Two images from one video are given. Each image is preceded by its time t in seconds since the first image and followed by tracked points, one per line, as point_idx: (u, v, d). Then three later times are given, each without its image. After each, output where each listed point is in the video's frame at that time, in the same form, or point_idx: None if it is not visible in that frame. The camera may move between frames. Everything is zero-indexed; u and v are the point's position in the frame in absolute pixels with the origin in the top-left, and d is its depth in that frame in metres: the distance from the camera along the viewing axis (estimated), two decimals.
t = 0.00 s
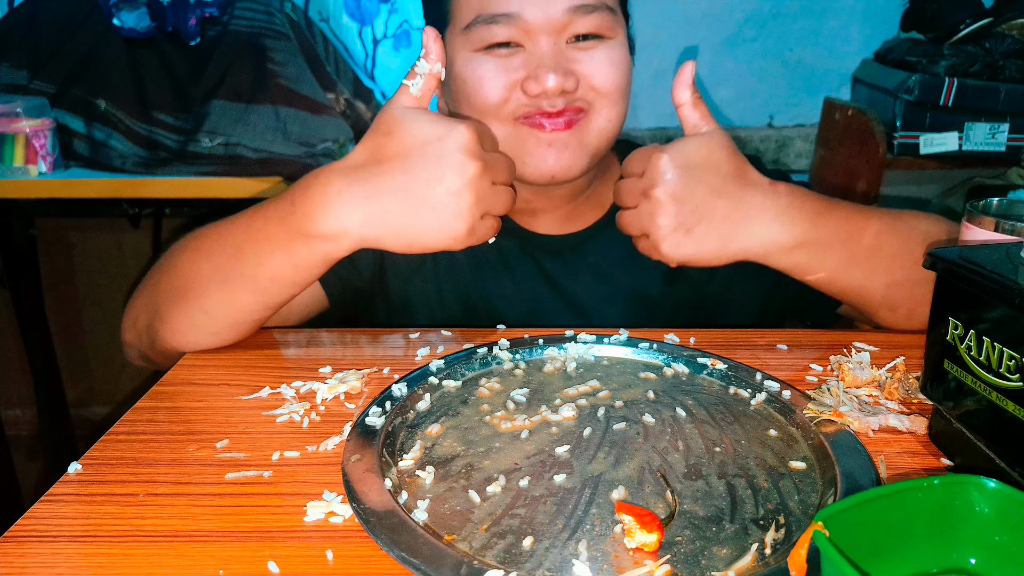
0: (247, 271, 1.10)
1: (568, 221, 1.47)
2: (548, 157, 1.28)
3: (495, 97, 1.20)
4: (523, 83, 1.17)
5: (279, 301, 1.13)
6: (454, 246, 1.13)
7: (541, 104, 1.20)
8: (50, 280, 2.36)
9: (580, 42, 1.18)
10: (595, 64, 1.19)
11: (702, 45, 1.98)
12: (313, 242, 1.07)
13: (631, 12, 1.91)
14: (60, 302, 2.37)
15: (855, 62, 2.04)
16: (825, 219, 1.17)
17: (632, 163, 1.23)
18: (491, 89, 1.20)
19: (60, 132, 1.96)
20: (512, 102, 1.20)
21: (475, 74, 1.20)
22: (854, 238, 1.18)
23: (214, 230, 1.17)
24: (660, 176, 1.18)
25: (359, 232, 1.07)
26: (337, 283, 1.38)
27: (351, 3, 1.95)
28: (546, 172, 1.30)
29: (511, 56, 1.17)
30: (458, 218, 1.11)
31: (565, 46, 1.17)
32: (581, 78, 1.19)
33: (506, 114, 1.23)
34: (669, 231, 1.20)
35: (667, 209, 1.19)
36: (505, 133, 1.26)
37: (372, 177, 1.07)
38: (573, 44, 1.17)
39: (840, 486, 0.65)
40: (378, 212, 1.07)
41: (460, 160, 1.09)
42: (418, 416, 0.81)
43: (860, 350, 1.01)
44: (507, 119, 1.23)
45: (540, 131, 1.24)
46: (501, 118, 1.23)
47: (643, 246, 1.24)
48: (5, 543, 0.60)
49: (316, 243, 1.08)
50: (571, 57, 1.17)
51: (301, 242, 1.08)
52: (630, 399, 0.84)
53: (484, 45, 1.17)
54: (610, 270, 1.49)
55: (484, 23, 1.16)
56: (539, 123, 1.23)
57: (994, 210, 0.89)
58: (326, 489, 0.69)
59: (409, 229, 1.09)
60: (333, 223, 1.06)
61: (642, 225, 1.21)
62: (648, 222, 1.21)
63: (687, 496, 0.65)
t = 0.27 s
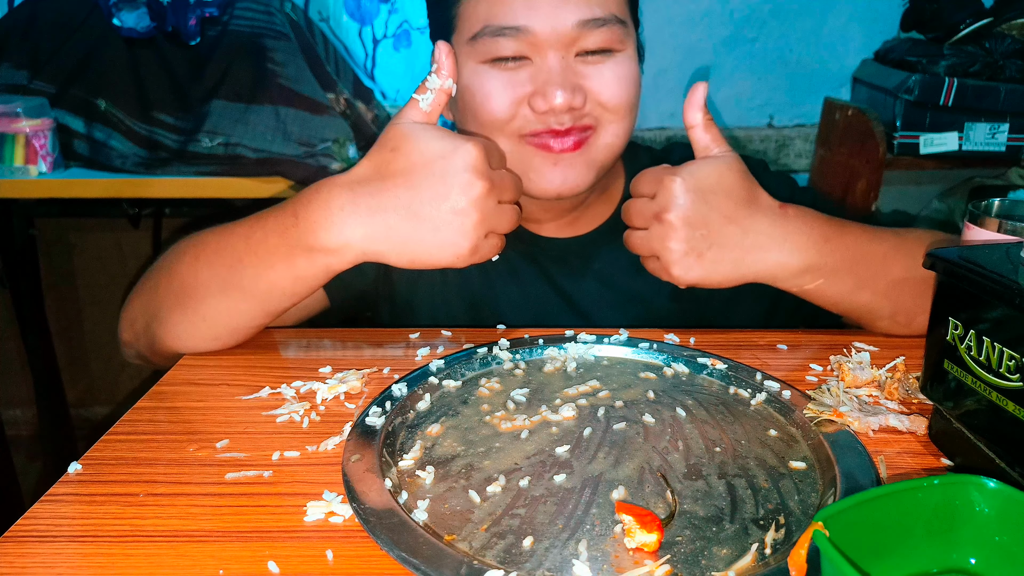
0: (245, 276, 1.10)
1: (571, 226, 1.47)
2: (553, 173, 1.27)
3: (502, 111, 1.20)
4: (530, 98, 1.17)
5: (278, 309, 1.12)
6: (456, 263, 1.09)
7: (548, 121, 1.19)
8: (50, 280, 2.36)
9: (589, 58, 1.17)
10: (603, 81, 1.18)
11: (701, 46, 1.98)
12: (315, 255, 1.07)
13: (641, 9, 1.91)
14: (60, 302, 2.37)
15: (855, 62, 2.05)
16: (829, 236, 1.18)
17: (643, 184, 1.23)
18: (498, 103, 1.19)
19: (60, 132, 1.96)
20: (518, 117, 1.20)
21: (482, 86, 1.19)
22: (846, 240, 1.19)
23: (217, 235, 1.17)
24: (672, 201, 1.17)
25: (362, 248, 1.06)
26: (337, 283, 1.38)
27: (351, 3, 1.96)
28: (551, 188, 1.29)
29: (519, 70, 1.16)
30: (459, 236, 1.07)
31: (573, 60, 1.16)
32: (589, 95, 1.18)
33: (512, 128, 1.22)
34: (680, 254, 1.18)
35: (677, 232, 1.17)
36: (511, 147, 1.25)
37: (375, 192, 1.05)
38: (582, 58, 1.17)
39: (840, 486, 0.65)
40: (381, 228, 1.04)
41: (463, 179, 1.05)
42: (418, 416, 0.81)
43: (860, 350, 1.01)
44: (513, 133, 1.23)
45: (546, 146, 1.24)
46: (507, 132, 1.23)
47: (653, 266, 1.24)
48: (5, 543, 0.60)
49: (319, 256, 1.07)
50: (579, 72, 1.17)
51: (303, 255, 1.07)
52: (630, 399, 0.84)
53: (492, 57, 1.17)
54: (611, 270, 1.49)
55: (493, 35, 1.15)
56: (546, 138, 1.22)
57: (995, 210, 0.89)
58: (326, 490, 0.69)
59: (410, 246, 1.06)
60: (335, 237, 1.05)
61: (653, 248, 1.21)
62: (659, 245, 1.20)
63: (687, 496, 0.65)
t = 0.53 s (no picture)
0: (244, 278, 1.10)
1: (575, 227, 1.46)
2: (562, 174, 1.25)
3: (507, 108, 1.19)
4: (537, 96, 1.16)
5: (278, 310, 1.12)
6: (455, 265, 1.09)
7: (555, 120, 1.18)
8: (50, 280, 2.36)
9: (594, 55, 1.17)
10: (609, 78, 1.18)
11: (702, 45, 1.99)
12: (314, 256, 1.07)
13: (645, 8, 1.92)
14: (60, 302, 2.37)
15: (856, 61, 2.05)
16: (830, 237, 1.19)
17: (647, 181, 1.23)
18: (504, 100, 1.19)
19: (60, 132, 1.97)
20: (524, 115, 1.19)
21: (487, 84, 1.19)
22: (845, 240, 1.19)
23: (217, 237, 1.17)
24: (675, 198, 1.16)
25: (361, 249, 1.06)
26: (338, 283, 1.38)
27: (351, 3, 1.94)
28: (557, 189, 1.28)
29: (525, 66, 1.16)
30: (459, 238, 1.07)
31: (579, 54, 1.16)
32: (595, 92, 1.18)
33: (518, 128, 1.21)
34: (681, 252, 1.17)
35: (679, 231, 1.17)
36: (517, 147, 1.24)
37: (375, 193, 1.05)
38: (587, 52, 1.16)
39: (840, 486, 0.65)
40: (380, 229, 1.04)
41: (462, 181, 1.05)
42: (418, 416, 0.81)
43: (860, 350, 1.01)
44: (519, 133, 1.22)
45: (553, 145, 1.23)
46: (514, 132, 1.22)
47: (655, 264, 1.23)
48: (5, 543, 0.60)
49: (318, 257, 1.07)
50: (585, 69, 1.16)
51: (302, 257, 1.07)
52: (630, 399, 0.84)
53: (497, 54, 1.17)
54: (611, 270, 1.49)
55: (498, 30, 1.15)
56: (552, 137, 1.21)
57: (995, 211, 0.89)
58: (326, 490, 0.69)
59: (409, 247, 1.06)
60: (334, 239, 1.05)
61: (654, 246, 1.20)
62: (661, 243, 1.19)
63: (687, 496, 0.65)
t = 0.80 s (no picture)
0: (244, 278, 1.09)
1: (576, 226, 1.47)
2: (562, 177, 1.25)
3: (510, 109, 1.19)
4: (538, 98, 1.16)
5: (278, 311, 1.12)
6: (454, 268, 1.09)
7: (557, 123, 1.18)
8: (51, 280, 2.36)
9: (597, 59, 1.16)
10: (611, 81, 1.18)
11: (702, 45, 1.99)
12: (314, 258, 1.07)
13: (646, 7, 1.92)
14: (60, 302, 2.37)
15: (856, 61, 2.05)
16: (830, 236, 1.19)
17: (650, 175, 1.21)
18: (506, 102, 1.19)
19: (60, 132, 1.96)
20: (527, 118, 1.19)
21: (489, 86, 1.19)
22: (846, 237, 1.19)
23: (217, 236, 1.16)
24: (679, 192, 1.15)
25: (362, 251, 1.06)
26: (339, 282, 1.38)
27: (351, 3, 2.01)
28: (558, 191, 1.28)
29: (527, 70, 1.16)
30: (459, 242, 1.06)
31: (582, 59, 1.15)
32: (596, 95, 1.17)
33: (521, 130, 1.21)
34: (685, 246, 1.16)
35: (683, 224, 1.15)
36: (519, 150, 1.24)
37: (375, 196, 1.04)
38: (590, 58, 1.16)
39: (840, 486, 0.65)
40: (380, 232, 1.04)
41: (463, 185, 1.04)
42: (418, 416, 0.81)
43: (860, 350, 1.01)
44: (521, 136, 1.21)
45: (554, 149, 1.22)
46: (516, 134, 1.21)
47: (658, 259, 1.22)
48: (5, 543, 0.60)
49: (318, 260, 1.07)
50: (587, 72, 1.16)
51: (303, 258, 1.07)
52: (630, 399, 0.84)
53: (499, 57, 1.17)
54: (611, 270, 1.49)
55: (501, 34, 1.15)
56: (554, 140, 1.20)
57: (995, 210, 0.89)
58: (326, 490, 0.69)
59: (411, 250, 1.06)
60: (334, 242, 1.05)
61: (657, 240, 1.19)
62: (665, 237, 1.18)
63: (687, 496, 0.65)
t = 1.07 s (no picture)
0: (244, 278, 1.09)
1: (580, 228, 1.46)
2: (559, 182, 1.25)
3: (507, 114, 1.19)
4: (535, 104, 1.16)
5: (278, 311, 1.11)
6: (453, 269, 1.10)
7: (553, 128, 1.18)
8: (51, 280, 2.36)
9: (594, 63, 1.16)
10: (608, 86, 1.18)
11: (702, 46, 1.99)
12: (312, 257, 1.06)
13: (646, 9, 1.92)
14: (60, 302, 2.37)
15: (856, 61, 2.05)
16: (830, 236, 1.18)
17: (654, 170, 1.20)
18: (503, 107, 1.19)
19: (60, 132, 1.96)
20: (524, 123, 1.19)
21: (487, 89, 1.19)
22: (846, 237, 1.19)
23: (216, 238, 1.16)
24: (683, 187, 1.15)
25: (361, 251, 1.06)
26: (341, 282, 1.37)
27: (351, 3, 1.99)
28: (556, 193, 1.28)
29: (525, 74, 1.16)
30: (458, 243, 1.07)
31: (580, 64, 1.15)
32: (593, 101, 1.17)
33: (518, 135, 1.21)
34: (688, 242, 1.16)
35: (687, 220, 1.15)
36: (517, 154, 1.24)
37: (374, 197, 1.04)
38: (588, 63, 1.16)
39: (840, 486, 0.65)
40: (380, 232, 1.04)
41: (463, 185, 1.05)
42: (418, 416, 0.81)
43: (860, 350, 1.01)
44: (518, 140, 1.22)
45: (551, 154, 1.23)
46: (513, 139, 1.22)
47: (661, 254, 1.22)
48: (5, 542, 0.60)
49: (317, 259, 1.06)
50: (585, 76, 1.16)
51: (301, 258, 1.07)
52: (630, 399, 0.84)
53: (498, 60, 1.16)
54: (611, 270, 1.49)
55: (499, 37, 1.15)
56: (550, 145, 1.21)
57: (995, 210, 0.89)
58: (326, 490, 0.69)
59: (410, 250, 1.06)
60: (334, 241, 1.04)
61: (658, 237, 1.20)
62: (668, 233, 1.18)
63: (687, 496, 0.65)
